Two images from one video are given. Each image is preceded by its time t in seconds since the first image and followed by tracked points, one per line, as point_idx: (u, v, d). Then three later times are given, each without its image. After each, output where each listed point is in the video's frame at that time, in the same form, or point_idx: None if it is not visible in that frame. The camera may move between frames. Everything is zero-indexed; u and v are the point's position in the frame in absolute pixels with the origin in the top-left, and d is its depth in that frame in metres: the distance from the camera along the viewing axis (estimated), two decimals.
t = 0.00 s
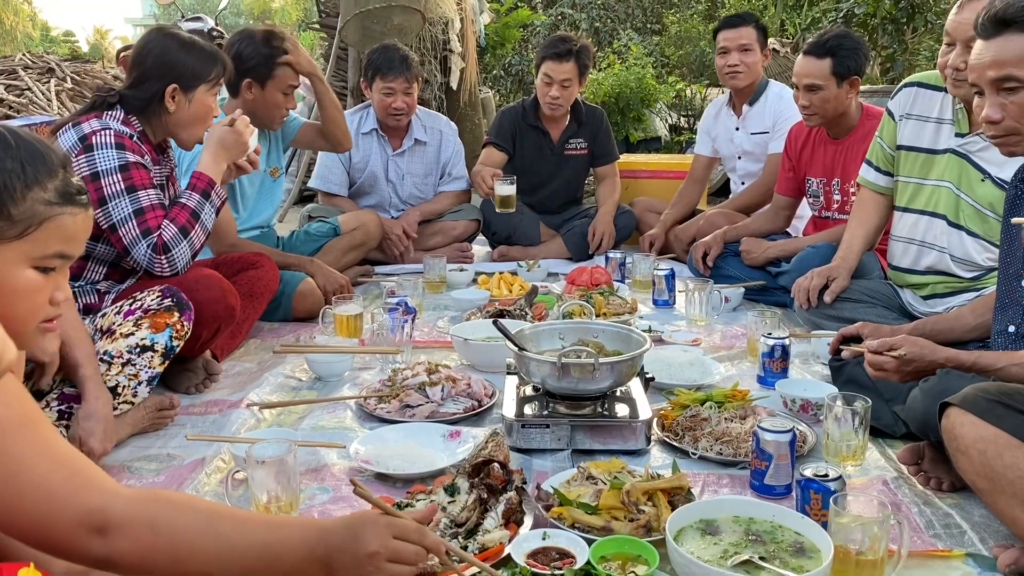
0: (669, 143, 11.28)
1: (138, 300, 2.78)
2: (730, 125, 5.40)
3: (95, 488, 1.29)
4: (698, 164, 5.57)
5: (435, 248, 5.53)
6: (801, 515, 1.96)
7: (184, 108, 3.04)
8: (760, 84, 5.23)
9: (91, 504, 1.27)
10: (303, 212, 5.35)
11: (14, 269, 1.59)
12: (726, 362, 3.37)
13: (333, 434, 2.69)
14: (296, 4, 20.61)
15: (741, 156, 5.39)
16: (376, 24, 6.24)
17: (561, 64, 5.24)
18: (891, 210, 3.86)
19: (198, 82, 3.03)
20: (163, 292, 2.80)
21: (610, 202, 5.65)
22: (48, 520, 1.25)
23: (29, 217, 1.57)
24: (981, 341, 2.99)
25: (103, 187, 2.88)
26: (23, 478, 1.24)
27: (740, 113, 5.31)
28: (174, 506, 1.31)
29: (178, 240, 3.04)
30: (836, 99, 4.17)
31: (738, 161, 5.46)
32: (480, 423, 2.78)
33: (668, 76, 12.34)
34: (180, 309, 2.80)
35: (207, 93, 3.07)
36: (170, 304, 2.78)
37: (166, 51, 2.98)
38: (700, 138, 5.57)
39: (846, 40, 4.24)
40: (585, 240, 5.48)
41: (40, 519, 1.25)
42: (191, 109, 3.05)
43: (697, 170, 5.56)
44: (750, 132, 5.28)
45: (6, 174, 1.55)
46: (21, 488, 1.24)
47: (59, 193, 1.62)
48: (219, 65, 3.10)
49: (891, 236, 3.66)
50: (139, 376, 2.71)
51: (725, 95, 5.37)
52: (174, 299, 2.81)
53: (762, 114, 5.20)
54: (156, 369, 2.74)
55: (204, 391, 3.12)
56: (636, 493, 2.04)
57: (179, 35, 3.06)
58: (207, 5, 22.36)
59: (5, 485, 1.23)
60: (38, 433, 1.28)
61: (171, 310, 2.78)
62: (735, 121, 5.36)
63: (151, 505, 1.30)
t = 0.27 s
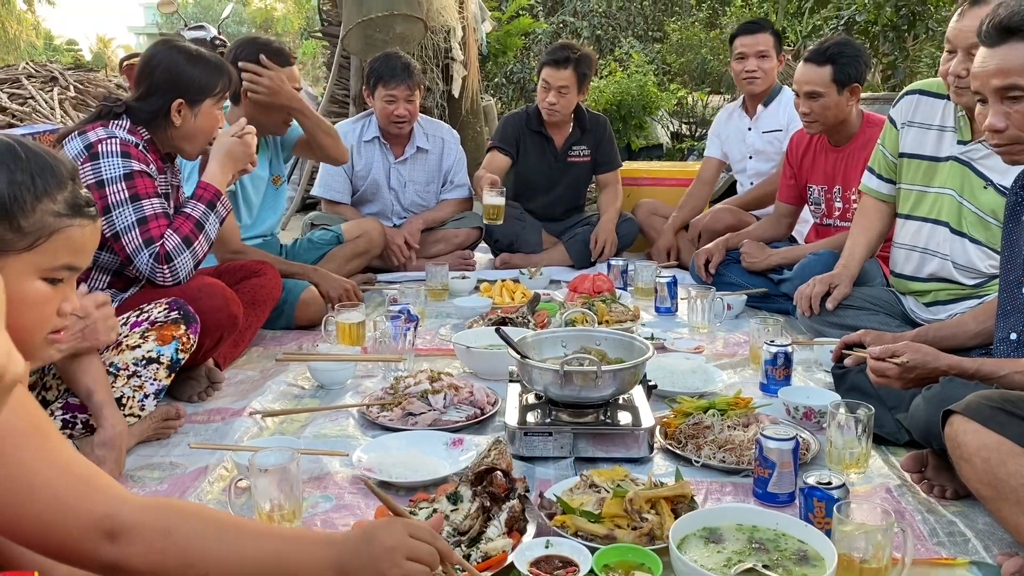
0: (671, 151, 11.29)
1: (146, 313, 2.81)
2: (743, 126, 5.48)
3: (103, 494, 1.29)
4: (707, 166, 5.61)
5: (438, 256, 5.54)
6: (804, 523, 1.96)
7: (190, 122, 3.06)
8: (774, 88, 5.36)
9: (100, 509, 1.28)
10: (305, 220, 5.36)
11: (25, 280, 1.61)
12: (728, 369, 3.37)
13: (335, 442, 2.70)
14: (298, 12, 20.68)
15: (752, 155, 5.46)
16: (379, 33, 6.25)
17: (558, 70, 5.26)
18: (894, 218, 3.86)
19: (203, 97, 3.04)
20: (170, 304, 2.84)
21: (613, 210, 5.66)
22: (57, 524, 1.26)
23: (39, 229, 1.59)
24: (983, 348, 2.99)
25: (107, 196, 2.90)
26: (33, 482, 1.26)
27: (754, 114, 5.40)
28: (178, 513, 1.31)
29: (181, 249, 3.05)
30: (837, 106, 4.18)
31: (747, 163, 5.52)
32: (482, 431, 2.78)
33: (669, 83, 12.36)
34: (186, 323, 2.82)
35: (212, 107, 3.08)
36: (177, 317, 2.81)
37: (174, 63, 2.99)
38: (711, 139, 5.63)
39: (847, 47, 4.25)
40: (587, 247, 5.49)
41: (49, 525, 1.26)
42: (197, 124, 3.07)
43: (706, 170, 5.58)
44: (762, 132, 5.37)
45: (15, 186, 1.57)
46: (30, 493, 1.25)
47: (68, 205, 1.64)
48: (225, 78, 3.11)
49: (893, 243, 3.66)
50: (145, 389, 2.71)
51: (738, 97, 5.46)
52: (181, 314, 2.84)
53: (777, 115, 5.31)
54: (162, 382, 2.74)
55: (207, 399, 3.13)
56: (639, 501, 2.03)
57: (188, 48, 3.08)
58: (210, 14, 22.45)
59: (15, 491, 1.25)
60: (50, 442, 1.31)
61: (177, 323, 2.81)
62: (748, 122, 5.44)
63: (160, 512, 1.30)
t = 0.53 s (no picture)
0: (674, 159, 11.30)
1: (155, 325, 2.81)
2: (752, 132, 5.50)
3: (118, 507, 1.30)
4: (715, 171, 5.64)
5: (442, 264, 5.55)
6: (812, 533, 1.95)
7: (197, 135, 3.08)
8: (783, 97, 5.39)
9: (113, 522, 1.28)
10: (309, 229, 5.37)
11: (43, 291, 1.62)
12: (733, 379, 3.36)
13: (341, 451, 2.70)
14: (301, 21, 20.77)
15: (761, 161, 5.44)
16: (383, 43, 6.22)
17: (555, 77, 5.29)
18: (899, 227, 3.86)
19: (211, 111, 3.06)
20: (179, 317, 2.84)
21: (617, 218, 5.66)
22: (72, 537, 1.26)
23: (58, 240, 1.64)
24: (988, 357, 2.99)
25: (114, 207, 2.90)
26: (47, 493, 1.26)
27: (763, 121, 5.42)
28: (187, 525, 1.32)
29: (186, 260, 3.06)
30: (841, 113, 4.19)
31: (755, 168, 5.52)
32: (487, 441, 2.78)
33: (672, 92, 12.39)
34: (195, 337, 2.82)
35: (220, 122, 3.10)
36: (185, 331, 2.81)
37: (185, 77, 3.01)
38: (719, 145, 5.66)
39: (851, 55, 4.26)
40: (591, 255, 5.50)
41: (62, 536, 1.26)
42: (204, 137, 3.09)
43: (714, 175, 5.62)
44: (771, 137, 5.37)
45: (36, 199, 1.63)
46: (43, 504, 1.26)
47: (85, 215, 1.70)
48: (234, 93, 3.13)
49: (898, 251, 3.66)
50: (152, 403, 2.71)
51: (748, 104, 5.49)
52: (189, 327, 2.84)
53: (786, 122, 5.33)
54: (169, 395, 2.75)
55: (212, 409, 3.13)
56: (645, 511, 2.03)
57: (199, 62, 3.10)
58: (213, 23, 22.51)
59: (27, 501, 1.25)
60: (65, 453, 1.31)
61: (185, 336, 2.81)
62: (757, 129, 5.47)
63: (173, 525, 1.30)
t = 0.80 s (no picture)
0: (676, 168, 11.30)
1: (157, 336, 2.82)
2: (754, 142, 5.51)
3: (111, 529, 1.30)
4: (718, 177, 5.69)
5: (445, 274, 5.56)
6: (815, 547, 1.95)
7: (198, 147, 3.08)
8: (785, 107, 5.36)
9: (105, 544, 1.28)
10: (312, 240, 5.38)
11: (48, 304, 1.63)
12: (736, 390, 3.36)
13: (343, 464, 2.69)
14: (304, 31, 20.86)
15: (761, 172, 5.47)
16: (386, 53, 6.23)
17: (560, 89, 5.29)
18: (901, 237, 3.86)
19: (212, 123, 3.05)
20: (181, 328, 2.84)
21: (620, 228, 5.66)
22: (63, 558, 1.27)
23: (63, 253, 1.64)
24: (992, 368, 2.98)
25: (117, 219, 2.91)
26: (41, 515, 1.27)
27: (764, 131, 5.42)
28: (183, 546, 1.31)
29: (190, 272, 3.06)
30: (843, 123, 4.19)
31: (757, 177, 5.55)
32: (490, 453, 2.77)
33: (674, 101, 12.41)
34: (196, 348, 2.83)
35: (222, 135, 3.10)
36: (187, 343, 2.81)
37: (186, 89, 3.01)
38: (723, 151, 5.71)
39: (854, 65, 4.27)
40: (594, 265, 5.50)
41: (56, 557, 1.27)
42: (205, 149, 3.09)
43: (717, 181, 5.67)
44: (772, 148, 5.39)
45: (42, 213, 1.64)
46: (38, 525, 1.26)
47: (91, 230, 1.70)
48: (237, 105, 3.12)
49: (902, 262, 3.66)
50: (155, 415, 2.75)
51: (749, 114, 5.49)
52: (192, 337, 2.85)
53: (786, 132, 5.31)
54: (172, 408, 2.78)
55: (215, 421, 3.13)
56: (649, 525, 2.02)
57: (201, 75, 3.10)
58: (217, 33, 22.59)
59: (25, 522, 1.26)
60: (61, 475, 1.32)
61: (187, 348, 2.82)
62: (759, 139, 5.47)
63: (167, 546, 1.30)
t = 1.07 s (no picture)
0: (679, 176, 11.31)
1: (156, 348, 2.81)
2: (756, 156, 5.53)
3: (85, 549, 1.36)
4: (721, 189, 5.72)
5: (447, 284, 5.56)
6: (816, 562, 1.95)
7: (198, 158, 3.09)
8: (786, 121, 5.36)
9: (76, 565, 1.34)
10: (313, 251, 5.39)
11: (44, 312, 1.64)
12: (738, 401, 3.35)
13: (345, 476, 2.70)
14: (308, 39, 20.94)
15: (763, 186, 5.50)
16: (389, 64, 6.22)
17: (563, 99, 5.30)
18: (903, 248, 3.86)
19: (213, 135, 3.07)
20: (180, 340, 2.82)
21: (622, 238, 5.67)
22: None
23: (58, 262, 1.64)
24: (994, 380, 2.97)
25: (120, 232, 2.93)
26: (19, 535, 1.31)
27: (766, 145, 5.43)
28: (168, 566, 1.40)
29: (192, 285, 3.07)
30: (845, 132, 4.19)
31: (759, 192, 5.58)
32: (492, 465, 2.77)
33: (677, 109, 12.43)
34: (196, 359, 2.82)
35: (223, 147, 3.11)
36: (186, 354, 2.80)
37: (190, 102, 3.03)
38: (727, 164, 5.73)
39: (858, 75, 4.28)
40: (597, 275, 5.51)
41: None
42: (206, 161, 3.10)
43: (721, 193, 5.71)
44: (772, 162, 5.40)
45: (37, 223, 1.64)
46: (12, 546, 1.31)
47: (86, 238, 1.71)
48: (240, 118, 3.14)
49: (904, 272, 3.65)
50: (159, 429, 2.73)
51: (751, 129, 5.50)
52: (190, 348, 2.83)
53: (786, 146, 5.32)
54: (175, 421, 2.76)
55: (217, 433, 3.14)
56: (650, 539, 2.02)
57: (206, 88, 3.12)
58: (221, 42, 22.66)
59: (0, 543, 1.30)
60: (48, 493, 1.37)
61: (187, 360, 2.81)
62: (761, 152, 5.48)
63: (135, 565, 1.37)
